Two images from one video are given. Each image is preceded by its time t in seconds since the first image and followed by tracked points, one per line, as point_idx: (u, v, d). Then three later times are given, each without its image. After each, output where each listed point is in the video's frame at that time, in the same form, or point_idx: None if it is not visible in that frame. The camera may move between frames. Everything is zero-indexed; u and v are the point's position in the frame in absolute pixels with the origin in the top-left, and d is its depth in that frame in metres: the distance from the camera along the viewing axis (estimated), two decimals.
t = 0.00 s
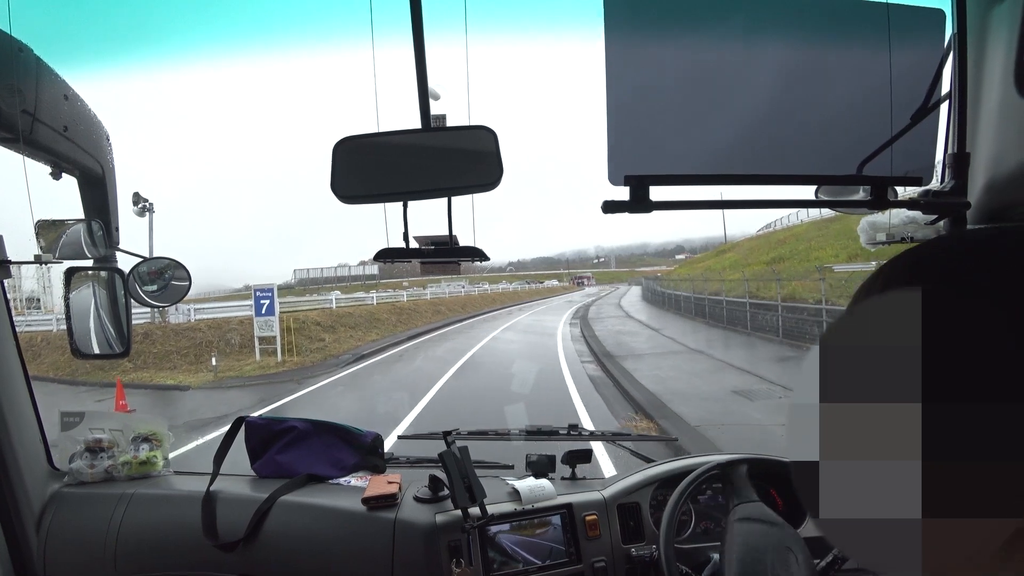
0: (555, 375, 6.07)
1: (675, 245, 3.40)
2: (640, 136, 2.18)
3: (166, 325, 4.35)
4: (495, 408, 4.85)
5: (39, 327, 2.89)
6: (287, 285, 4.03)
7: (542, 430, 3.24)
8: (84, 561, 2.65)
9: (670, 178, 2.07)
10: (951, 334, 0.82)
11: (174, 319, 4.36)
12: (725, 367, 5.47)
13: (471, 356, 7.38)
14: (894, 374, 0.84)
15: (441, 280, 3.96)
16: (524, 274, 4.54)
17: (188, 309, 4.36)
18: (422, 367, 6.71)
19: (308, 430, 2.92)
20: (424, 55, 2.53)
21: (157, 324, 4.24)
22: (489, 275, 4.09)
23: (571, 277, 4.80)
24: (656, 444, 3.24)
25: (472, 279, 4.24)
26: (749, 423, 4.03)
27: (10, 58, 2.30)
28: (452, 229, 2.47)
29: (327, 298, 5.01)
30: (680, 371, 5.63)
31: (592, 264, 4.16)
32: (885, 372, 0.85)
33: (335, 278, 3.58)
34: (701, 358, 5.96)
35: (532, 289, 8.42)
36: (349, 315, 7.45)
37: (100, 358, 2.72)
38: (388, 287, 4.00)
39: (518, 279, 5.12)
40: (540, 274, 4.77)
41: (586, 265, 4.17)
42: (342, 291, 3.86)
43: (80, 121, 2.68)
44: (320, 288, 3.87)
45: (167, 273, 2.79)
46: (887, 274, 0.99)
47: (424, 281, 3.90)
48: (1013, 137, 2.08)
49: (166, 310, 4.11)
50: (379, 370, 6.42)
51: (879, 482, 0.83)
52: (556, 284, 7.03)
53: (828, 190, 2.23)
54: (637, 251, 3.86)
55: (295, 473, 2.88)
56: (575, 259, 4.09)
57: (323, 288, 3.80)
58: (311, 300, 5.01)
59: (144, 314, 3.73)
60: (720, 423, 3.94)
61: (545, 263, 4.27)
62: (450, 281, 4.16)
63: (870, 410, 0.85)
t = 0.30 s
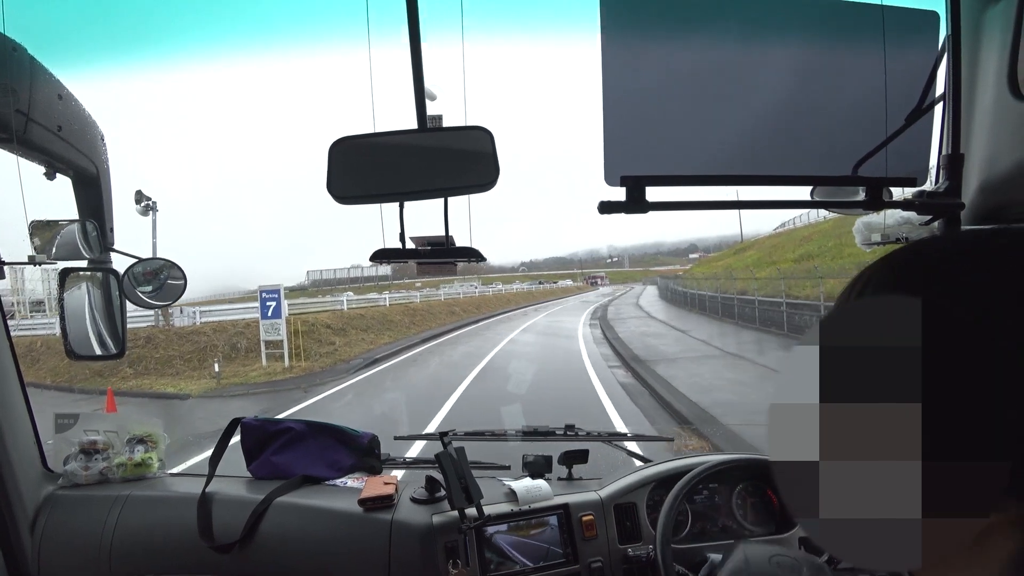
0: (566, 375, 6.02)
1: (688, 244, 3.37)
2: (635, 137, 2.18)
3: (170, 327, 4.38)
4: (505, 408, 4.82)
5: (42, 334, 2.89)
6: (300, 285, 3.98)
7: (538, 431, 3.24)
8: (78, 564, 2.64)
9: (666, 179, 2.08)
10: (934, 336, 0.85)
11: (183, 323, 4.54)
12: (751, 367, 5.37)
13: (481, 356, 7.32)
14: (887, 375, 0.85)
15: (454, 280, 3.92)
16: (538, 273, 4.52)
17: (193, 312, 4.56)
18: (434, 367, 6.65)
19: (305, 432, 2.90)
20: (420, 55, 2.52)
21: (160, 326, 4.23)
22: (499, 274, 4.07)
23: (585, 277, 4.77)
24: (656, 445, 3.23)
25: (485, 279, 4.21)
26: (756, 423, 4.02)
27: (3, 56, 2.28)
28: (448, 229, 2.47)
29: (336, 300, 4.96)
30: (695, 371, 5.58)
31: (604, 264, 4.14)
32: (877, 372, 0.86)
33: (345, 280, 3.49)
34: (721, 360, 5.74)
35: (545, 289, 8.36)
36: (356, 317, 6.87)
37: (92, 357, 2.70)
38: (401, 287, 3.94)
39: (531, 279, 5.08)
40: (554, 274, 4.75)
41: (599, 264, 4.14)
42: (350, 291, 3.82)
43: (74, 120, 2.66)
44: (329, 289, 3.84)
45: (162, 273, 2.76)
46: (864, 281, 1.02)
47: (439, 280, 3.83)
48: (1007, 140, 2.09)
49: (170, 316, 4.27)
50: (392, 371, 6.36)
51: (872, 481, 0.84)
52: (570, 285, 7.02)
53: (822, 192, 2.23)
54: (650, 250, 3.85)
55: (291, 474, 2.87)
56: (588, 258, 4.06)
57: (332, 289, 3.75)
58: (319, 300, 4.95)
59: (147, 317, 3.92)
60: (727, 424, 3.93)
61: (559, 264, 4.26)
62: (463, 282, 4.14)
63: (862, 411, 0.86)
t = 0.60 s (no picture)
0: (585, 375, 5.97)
1: (706, 245, 3.33)
2: (630, 138, 2.18)
3: (182, 330, 4.38)
4: (521, 411, 4.81)
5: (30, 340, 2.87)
6: (319, 287, 3.91)
7: (533, 431, 3.24)
8: (69, 567, 2.62)
9: (659, 180, 2.08)
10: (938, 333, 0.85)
11: (195, 325, 4.47)
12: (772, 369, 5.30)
13: (500, 359, 7.24)
14: (890, 375, 0.86)
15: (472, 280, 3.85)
16: (555, 274, 4.52)
17: (209, 313, 4.54)
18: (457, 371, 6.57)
19: (299, 432, 2.90)
20: (414, 54, 2.52)
21: (171, 330, 4.24)
22: (515, 275, 4.04)
23: (604, 276, 4.71)
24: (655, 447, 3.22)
25: (502, 280, 4.16)
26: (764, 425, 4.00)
27: None
28: (443, 230, 2.46)
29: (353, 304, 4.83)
30: (719, 373, 5.51)
31: (623, 264, 4.10)
32: (876, 372, 0.88)
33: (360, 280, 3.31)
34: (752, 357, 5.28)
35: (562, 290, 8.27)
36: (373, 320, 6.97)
37: (84, 361, 2.66)
38: (418, 288, 3.84)
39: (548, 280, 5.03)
40: (572, 274, 4.74)
41: (617, 265, 4.10)
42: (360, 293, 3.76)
43: (66, 120, 2.64)
44: (341, 291, 3.76)
45: (155, 274, 2.76)
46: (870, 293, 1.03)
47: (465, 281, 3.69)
48: (1000, 144, 2.11)
49: (182, 318, 4.05)
50: (413, 375, 6.29)
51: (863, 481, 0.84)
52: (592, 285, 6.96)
53: (816, 193, 2.26)
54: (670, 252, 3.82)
55: (286, 476, 2.85)
56: (605, 258, 4.00)
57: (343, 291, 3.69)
58: (336, 302, 4.86)
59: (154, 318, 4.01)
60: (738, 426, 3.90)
61: (578, 263, 4.23)
62: (482, 281, 4.11)
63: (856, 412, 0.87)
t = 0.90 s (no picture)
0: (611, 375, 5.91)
1: (732, 243, 3.31)
2: (624, 140, 2.19)
3: (204, 331, 4.57)
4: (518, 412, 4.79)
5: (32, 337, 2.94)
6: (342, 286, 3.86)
7: (529, 432, 3.23)
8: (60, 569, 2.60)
9: (654, 181, 2.08)
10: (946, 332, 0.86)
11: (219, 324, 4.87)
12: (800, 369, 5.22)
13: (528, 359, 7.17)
14: (892, 376, 0.87)
15: (492, 279, 3.82)
16: (579, 273, 4.49)
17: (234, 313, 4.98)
18: (489, 372, 6.53)
19: (294, 434, 2.89)
20: (410, 55, 2.52)
21: (194, 330, 4.35)
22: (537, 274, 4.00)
23: (629, 275, 4.65)
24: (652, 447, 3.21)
25: (525, 277, 4.14)
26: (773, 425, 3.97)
27: None
28: (438, 231, 2.46)
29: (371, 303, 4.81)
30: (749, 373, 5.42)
31: (646, 264, 4.05)
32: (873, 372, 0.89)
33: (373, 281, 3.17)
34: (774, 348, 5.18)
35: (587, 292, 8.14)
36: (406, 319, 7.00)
37: (78, 363, 2.65)
38: (440, 287, 3.74)
39: (572, 280, 5.00)
40: (595, 274, 4.77)
41: (640, 264, 4.05)
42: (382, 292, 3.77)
43: (58, 120, 2.63)
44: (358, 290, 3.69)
45: (149, 276, 2.74)
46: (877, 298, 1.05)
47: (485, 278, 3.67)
48: (990, 147, 2.13)
49: (205, 318, 4.04)
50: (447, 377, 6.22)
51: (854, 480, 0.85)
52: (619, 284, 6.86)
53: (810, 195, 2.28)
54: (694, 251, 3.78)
55: (281, 477, 2.83)
56: (628, 259, 3.95)
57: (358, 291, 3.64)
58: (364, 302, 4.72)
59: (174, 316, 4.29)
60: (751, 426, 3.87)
61: (600, 264, 4.19)
62: (505, 280, 4.07)
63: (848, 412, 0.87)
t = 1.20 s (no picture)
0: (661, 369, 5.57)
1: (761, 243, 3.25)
2: (624, 140, 2.19)
3: (240, 328, 4.27)
4: (519, 410, 4.70)
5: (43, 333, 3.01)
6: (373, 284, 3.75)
7: (527, 432, 3.23)
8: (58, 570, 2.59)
9: (653, 181, 2.09)
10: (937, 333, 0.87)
11: (252, 322, 4.33)
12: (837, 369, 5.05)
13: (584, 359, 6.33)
14: (885, 376, 0.87)
15: (522, 277, 3.94)
16: (611, 273, 4.35)
17: (267, 309, 4.32)
18: (543, 372, 5.55)
19: (292, 435, 2.88)
20: (408, 54, 2.51)
21: (229, 328, 4.17)
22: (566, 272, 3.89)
23: (661, 274, 4.50)
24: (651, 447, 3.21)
25: (555, 275, 4.11)
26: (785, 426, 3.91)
27: None
28: (437, 230, 2.46)
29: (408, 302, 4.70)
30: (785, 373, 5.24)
31: (677, 264, 3.87)
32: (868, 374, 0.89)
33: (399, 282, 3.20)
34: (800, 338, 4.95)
35: (626, 291, 7.37)
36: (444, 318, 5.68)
37: (77, 362, 2.65)
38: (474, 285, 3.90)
39: (604, 279, 4.88)
40: (627, 273, 4.65)
41: (671, 264, 3.88)
42: (411, 292, 3.95)
43: (56, 119, 2.62)
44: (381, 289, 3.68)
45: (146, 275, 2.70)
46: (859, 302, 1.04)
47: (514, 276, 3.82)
48: (987, 147, 2.13)
49: (238, 314, 4.07)
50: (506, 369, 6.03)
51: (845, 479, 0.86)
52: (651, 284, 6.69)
53: (808, 194, 2.28)
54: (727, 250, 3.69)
55: (279, 477, 2.83)
56: (659, 258, 3.80)
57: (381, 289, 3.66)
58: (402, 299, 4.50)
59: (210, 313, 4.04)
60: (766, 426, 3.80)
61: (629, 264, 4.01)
62: (535, 277, 4.00)
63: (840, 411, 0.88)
